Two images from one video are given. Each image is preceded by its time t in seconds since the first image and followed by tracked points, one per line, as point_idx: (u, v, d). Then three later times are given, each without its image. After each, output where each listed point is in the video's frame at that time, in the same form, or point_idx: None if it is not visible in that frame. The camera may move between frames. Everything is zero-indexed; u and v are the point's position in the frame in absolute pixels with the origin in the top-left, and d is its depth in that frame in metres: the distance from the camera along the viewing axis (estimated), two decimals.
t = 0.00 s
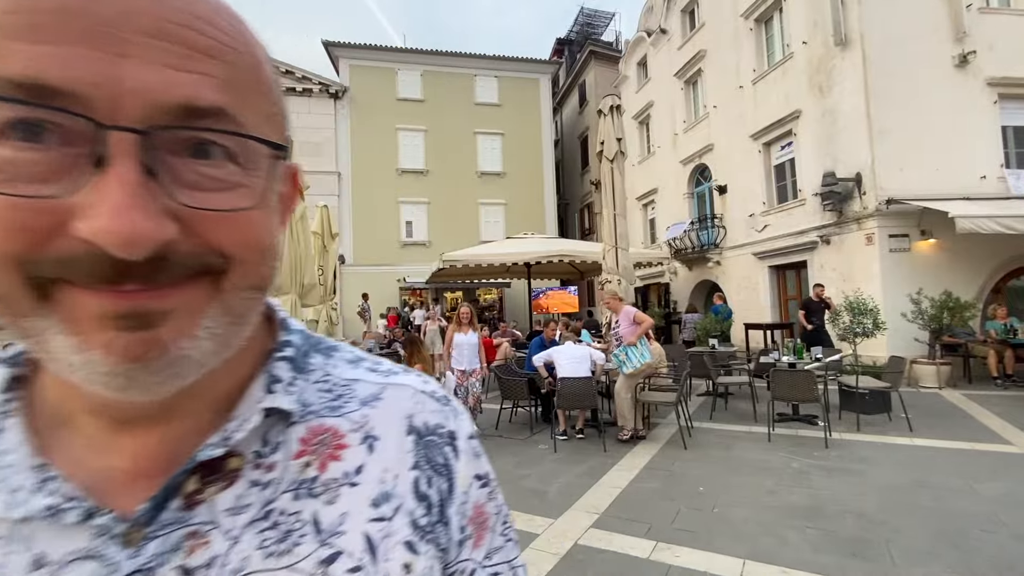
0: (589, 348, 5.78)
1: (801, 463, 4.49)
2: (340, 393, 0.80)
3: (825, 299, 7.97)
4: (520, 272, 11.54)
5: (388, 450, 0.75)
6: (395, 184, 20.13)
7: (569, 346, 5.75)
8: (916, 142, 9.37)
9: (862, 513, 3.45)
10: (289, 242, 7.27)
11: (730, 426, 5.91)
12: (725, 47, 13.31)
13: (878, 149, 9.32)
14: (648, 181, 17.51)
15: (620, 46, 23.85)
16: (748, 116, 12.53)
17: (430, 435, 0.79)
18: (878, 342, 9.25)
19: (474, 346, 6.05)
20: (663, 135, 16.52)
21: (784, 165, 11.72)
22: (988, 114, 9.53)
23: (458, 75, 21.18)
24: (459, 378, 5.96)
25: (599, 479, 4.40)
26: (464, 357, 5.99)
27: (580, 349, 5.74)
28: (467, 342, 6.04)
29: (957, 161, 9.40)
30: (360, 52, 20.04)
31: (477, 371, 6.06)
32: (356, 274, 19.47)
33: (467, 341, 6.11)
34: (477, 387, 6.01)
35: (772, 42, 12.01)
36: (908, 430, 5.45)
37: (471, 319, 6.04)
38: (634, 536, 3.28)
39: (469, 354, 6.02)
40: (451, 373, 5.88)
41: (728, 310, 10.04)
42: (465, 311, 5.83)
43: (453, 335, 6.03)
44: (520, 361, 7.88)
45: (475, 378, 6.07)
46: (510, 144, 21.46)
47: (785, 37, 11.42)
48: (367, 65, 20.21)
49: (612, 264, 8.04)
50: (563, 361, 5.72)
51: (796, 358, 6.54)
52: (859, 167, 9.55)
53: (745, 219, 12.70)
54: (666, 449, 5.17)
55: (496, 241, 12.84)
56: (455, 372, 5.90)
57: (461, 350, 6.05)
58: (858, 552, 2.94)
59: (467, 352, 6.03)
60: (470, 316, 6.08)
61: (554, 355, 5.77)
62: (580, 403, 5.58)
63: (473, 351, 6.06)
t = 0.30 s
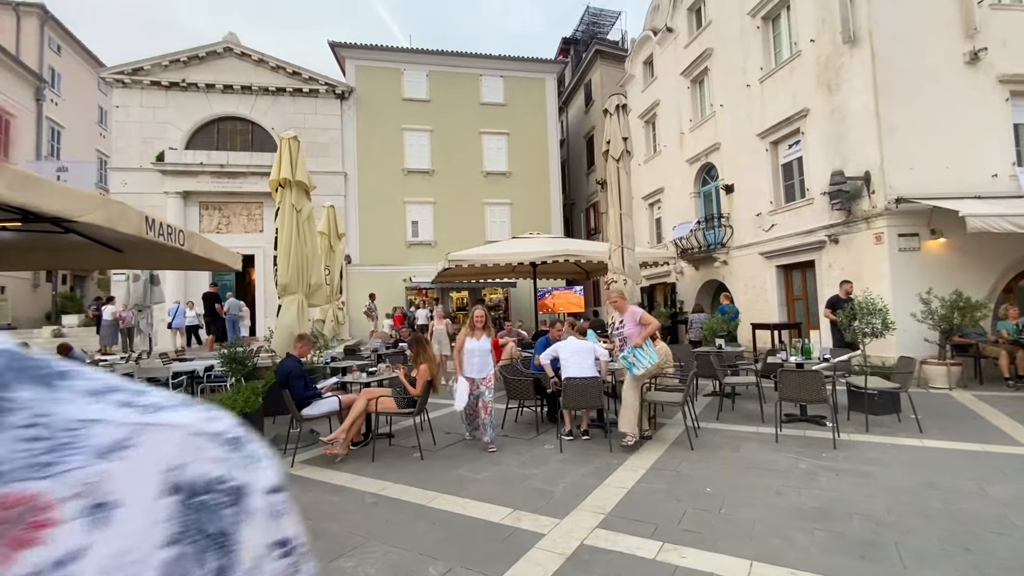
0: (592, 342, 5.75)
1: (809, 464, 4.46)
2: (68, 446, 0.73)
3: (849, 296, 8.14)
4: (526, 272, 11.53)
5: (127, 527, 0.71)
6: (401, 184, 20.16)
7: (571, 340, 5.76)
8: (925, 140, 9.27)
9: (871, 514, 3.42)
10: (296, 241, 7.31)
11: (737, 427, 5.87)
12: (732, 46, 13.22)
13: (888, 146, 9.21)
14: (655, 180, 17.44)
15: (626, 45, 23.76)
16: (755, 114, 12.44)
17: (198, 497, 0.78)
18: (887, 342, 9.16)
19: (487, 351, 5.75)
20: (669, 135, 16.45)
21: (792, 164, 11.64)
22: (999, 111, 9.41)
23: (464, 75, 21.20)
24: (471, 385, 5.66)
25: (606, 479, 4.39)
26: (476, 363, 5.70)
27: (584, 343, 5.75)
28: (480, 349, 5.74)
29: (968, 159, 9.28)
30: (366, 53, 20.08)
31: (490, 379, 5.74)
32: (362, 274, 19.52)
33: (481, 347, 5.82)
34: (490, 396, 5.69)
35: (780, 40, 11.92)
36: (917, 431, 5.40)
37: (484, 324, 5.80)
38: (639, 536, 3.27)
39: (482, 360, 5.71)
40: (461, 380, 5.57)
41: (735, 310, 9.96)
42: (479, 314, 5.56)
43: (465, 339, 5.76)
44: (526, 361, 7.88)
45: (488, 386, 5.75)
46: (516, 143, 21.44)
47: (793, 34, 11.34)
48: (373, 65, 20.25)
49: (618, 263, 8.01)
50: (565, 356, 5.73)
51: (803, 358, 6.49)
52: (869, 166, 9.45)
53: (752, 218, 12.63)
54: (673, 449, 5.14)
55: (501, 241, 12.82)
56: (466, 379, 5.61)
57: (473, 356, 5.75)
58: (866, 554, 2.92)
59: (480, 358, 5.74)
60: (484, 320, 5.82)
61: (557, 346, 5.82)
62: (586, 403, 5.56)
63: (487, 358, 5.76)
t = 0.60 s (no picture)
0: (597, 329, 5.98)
1: (818, 466, 4.42)
2: None
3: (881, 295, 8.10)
4: (531, 272, 11.51)
5: None
6: (407, 184, 20.20)
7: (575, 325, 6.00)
8: (937, 137, 9.16)
9: (882, 517, 3.39)
10: (304, 241, 7.34)
11: (745, 427, 5.83)
12: (741, 44, 13.14)
13: (898, 144, 9.11)
14: (662, 179, 17.37)
15: (634, 43, 23.67)
16: (764, 113, 12.38)
17: None
18: (897, 343, 9.09)
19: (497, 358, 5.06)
20: (676, 133, 16.37)
21: (801, 162, 11.57)
22: (1011, 108, 9.29)
23: (470, 74, 21.20)
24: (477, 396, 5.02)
25: (613, 480, 4.37)
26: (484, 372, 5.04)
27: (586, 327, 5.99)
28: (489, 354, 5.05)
29: (981, 158, 9.18)
30: (373, 52, 20.12)
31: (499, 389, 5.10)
32: (369, 273, 19.59)
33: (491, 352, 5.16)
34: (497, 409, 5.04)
35: (789, 38, 11.84)
36: (928, 432, 5.34)
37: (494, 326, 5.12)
38: (647, 537, 3.25)
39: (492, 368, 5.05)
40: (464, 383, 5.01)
41: (743, 310, 9.89)
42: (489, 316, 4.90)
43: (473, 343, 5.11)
44: (531, 360, 7.89)
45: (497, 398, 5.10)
46: (522, 143, 21.43)
47: (802, 32, 11.26)
48: (380, 64, 20.30)
49: (625, 263, 7.96)
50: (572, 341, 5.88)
51: (812, 359, 6.43)
52: (878, 164, 9.36)
53: (760, 218, 12.58)
54: (680, 449, 5.11)
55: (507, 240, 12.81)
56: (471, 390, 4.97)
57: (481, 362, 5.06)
58: (876, 556, 2.89)
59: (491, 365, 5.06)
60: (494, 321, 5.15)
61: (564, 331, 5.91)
62: (592, 403, 5.54)
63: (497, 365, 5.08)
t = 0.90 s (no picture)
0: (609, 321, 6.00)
1: (832, 467, 4.35)
2: None
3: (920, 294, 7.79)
4: (539, 270, 11.48)
5: None
6: (416, 182, 20.22)
7: (585, 313, 6.06)
8: (954, 133, 9.00)
9: (898, 520, 3.32)
10: (312, 238, 7.35)
11: (756, 427, 5.77)
12: (752, 40, 13.00)
13: (914, 140, 8.96)
14: (671, 177, 17.26)
15: (643, 40, 23.50)
16: (775, 110, 12.26)
17: None
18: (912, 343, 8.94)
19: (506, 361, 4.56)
20: (686, 131, 16.24)
21: (813, 160, 11.42)
22: None
23: (479, 72, 21.16)
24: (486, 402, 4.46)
25: (623, 479, 4.33)
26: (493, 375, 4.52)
27: (597, 315, 6.01)
28: (498, 356, 4.56)
29: (999, 155, 9.00)
30: (382, 50, 20.13)
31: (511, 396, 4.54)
32: (377, 271, 19.64)
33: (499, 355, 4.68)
34: (508, 417, 4.44)
35: (802, 33, 11.69)
36: (945, 434, 5.24)
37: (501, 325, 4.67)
38: (658, 538, 3.22)
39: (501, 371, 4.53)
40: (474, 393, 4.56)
41: (754, 309, 9.79)
42: (494, 311, 4.50)
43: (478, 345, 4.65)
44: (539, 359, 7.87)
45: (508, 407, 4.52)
46: (531, 141, 21.37)
47: (815, 27, 11.11)
48: (388, 63, 20.31)
49: (634, 261, 7.89)
50: (580, 330, 5.95)
51: (825, 359, 6.34)
52: (893, 161, 9.22)
53: (771, 216, 12.46)
54: (690, 449, 5.07)
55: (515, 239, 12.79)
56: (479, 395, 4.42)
57: (489, 366, 4.56)
58: (894, 560, 2.83)
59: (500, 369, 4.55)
60: (501, 321, 4.74)
61: (571, 317, 5.99)
62: (601, 402, 5.50)
63: (507, 368, 4.57)
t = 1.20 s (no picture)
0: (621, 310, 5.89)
1: (842, 464, 4.31)
2: None
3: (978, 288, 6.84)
4: (546, 265, 11.43)
5: None
6: (422, 176, 20.18)
7: (597, 301, 5.95)
8: (969, 126, 8.86)
9: (912, 518, 3.27)
10: (318, 231, 7.33)
11: (765, 424, 5.72)
12: (762, 32, 12.84)
13: (927, 133, 8.82)
14: (679, 171, 17.14)
15: (651, 33, 23.27)
16: (785, 103, 12.14)
17: None
18: (923, 340, 8.85)
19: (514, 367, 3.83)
20: (694, 125, 16.09)
21: (823, 154, 11.29)
22: None
23: (485, 65, 21.04)
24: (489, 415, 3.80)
25: (630, 475, 4.30)
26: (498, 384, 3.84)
27: (610, 306, 5.91)
28: (505, 361, 3.83)
29: (1015, 148, 8.84)
30: (387, 44, 20.05)
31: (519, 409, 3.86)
32: (383, 266, 19.66)
33: (507, 359, 3.96)
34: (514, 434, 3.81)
35: (813, 25, 11.53)
36: (958, 432, 5.18)
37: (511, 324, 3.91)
38: (666, 534, 3.19)
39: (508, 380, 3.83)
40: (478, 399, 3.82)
41: (762, 304, 9.71)
42: (502, 310, 3.72)
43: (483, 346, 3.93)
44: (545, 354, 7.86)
45: (515, 421, 3.86)
46: (537, 135, 21.26)
47: (827, 19, 10.96)
48: (394, 56, 20.23)
49: (642, 256, 7.82)
50: (590, 319, 5.91)
51: (835, 355, 6.27)
52: (906, 154, 9.10)
53: (780, 211, 12.35)
54: (698, 445, 5.03)
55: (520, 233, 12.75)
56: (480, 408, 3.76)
57: (494, 373, 3.85)
58: (908, 559, 2.79)
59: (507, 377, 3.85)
60: (511, 319, 3.98)
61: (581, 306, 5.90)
62: (608, 397, 5.45)
63: (516, 376, 3.86)
